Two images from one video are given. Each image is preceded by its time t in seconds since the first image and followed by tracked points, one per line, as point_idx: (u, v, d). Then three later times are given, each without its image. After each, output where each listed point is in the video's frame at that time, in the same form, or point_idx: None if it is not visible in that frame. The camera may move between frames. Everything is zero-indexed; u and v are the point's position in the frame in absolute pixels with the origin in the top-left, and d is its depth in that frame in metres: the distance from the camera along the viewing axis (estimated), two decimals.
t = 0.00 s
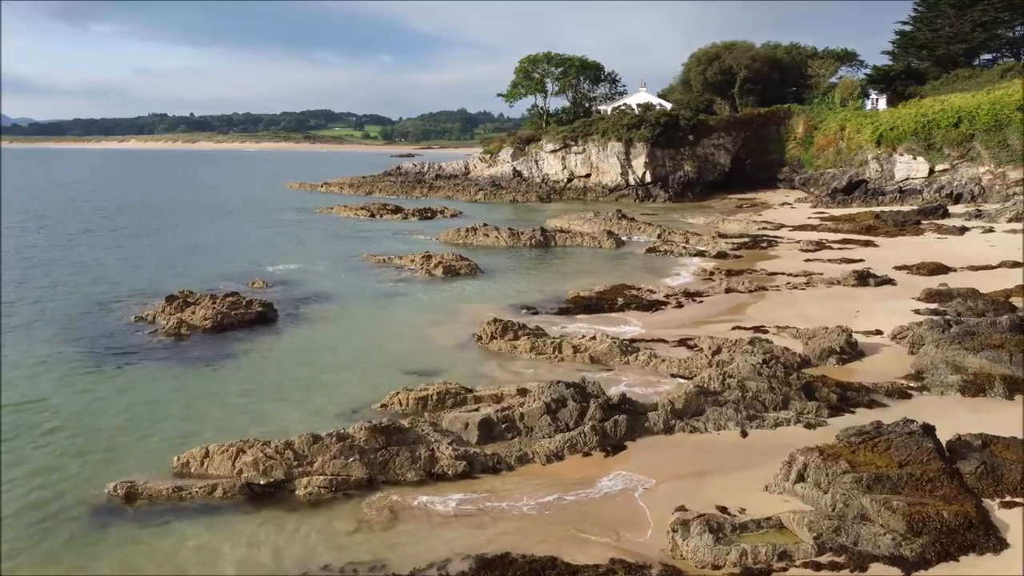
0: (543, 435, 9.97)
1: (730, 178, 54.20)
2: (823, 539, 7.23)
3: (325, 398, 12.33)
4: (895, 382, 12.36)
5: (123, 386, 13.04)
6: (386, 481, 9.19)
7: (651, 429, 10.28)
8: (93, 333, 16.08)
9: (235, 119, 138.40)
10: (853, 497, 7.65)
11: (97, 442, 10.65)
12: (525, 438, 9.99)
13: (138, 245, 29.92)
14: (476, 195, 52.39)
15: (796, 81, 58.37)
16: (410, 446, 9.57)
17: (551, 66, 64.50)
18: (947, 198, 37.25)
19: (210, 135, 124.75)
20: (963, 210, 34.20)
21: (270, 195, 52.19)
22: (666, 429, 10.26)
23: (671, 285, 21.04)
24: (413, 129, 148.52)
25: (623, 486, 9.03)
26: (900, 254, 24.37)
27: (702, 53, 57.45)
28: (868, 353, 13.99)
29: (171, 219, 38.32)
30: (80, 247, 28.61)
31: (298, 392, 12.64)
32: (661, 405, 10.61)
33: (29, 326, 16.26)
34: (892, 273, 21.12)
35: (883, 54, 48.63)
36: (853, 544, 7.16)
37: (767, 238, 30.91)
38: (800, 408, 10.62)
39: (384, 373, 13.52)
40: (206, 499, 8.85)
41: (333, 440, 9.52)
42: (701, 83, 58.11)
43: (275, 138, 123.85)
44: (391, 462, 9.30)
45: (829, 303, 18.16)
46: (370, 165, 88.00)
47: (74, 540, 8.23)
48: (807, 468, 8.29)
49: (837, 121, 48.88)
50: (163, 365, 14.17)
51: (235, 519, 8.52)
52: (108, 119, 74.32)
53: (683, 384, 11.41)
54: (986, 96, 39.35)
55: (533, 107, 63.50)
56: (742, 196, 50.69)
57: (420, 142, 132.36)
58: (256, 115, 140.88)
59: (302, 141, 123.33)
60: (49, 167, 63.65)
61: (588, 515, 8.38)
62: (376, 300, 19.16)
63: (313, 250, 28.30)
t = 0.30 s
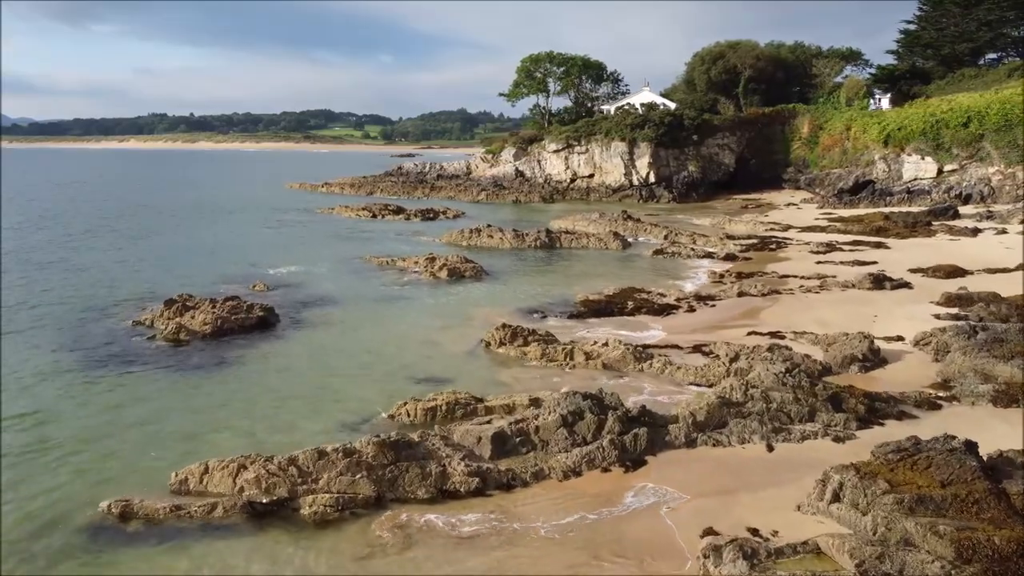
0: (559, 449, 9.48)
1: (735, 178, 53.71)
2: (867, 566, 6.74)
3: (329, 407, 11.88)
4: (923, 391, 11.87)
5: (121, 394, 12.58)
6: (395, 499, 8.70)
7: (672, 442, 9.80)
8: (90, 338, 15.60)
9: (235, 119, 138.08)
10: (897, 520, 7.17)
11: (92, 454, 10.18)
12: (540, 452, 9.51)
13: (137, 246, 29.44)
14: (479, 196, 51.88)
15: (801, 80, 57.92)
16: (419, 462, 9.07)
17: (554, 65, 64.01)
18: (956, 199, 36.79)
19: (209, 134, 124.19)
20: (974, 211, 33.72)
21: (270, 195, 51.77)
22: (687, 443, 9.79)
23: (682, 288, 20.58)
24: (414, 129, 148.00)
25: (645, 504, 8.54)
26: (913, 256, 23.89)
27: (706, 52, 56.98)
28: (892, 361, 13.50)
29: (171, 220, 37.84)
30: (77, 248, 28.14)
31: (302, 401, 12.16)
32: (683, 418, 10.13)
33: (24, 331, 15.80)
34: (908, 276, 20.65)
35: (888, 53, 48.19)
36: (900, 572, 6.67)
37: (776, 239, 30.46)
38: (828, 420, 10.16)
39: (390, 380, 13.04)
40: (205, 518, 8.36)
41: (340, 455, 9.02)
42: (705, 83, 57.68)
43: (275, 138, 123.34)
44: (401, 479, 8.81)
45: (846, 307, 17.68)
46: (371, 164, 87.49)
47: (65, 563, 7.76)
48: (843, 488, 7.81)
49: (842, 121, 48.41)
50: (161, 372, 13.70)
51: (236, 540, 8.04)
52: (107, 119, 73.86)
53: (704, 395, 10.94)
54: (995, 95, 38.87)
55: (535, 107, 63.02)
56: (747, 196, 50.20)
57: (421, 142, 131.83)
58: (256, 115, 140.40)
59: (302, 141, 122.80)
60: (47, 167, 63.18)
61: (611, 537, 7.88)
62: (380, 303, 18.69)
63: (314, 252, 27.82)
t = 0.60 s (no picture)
0: (576, 465, 9.02)
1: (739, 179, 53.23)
2: None
3: (333, 417, 11.44)
4: (951, 401, 11.42)
5: (118, 404, 12.15)
6: (404, 519, 8.23)
7: (694, 457, 9.34)
8: (86, 345, 15.16)
9: (235, 119, 137.52)
10: (945, 546, 6.72)
11: (86, 468, 9.74)
12: (556, 468, 9.04)
13: (135, 248, 28.97)
14: (481, 197, 51.37)
15: (806, 80, 57.41)
16: (429, 479, 8.59)
17: (556, 65, 63.48)
18: (965, 200, 36.33)
19: (209, 134, 123.58)
20: (984, 212, 33.26)
21: (270, 196, 51.31)
22: (709, 458, 9.33)
23: (692, 291, 20.14)
24: (415, 129, 147.41)
25: (668, 523, 8.07)
26: (926, 259, 23.44)
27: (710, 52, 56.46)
28: (916, 369, 13.05)
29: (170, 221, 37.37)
30: (75, 249, 27.66)
31: (304, 411, 11.70)
32: (705, 431, 9.68)
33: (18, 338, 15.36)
34: (923, 279, 20.22)
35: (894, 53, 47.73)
36: None
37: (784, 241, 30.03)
38: (856, 433, 9.71)
39: (395, 389, 12.59)
40: (204, 539, 7.90)
41: (346, 472, 8.55)
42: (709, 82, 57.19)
43: (275, 138, 122.76)
44: (411, 497, 8.34)
45: (862, 312, 17.25)
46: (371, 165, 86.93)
47: None
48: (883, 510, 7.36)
49: (848, 121, 47.92)
50: (158, 380, 13.25)
51: (236, 563, 7.59)
52: (106, 119, 73.34)
53: (726, 406, 10.49)
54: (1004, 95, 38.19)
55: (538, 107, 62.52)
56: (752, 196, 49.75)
57: (421, 142, 131.14)
58: (256, 115, 139.86)
59: (302, 141, 122.20)
60: (46, 168, 62.67)
61: (636, 561, 7.42)
62: (384, 307, 18.23)
63: (316, 253, 27.35)
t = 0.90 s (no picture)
0: (594, 481, 8.57)
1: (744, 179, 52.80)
2: None
3: (337, 429, 11.01)
4: (980, 412, 10.97)
5: (113, 415, 11.70)
6: (414, 540, 7.77)
7: (716, 473, 8.89)
8: (81, 352, 14.71)
9: (235, 119, 137.08)
10: None
11: (80, 484, 9.30)
12: (573, 484, 8.59)
13: (133, 249, 28.51)
14: (483, 198, 50.91)
15: (810, 79, 56.95)
16: (440, 497, 8.14)
17: (558, 64, 63.01)
18: (974, 200, 35.91)
19: (208, 135, 123.07)
20: (994, 212, 32.84)
21: (271, 197, 50.91)
22: (734, 473, 8.89)
23: (702, 295, 19.72)
24: (415, 129, 146.94)
25: (693, 544, 7.61)
26: (940, 261, 22.99)
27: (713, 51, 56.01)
28: (940, 377, 12.62)
29: (170, 223, 36.93)
30: (72, 250, 27.20)
31: (307, 422, 11.27)
32: (728, 445, 9.24)
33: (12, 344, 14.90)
34: (939, 282, 19.80)
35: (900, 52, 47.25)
36: None
37: (792, 242, 29.62)
38: (886, 447, 9.29)
39: (401, 398, 12.15)
40: (201, 564, 7.45)
41: (352, 491, 8.08)
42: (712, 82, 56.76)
43: (275, 138, 122.26)
44: (420, 517, 7.89)
45: (879, 316, 16.81)
46: (372, 165, 86.45)
47: None
48: (928, 531, 6.92)
49: (853, 121, 47.50)
50: (156, 388, 12.81)
51: None
52: (105, 119, 72.89)
53: (748, 417, 10.06)
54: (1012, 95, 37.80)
55: (539, 107, 62.10)
56: (756, 197, 49.35)
57: (422, 142, 130.79)
58: (256, 115, 139.42)
59: (302, 142, 121.71)
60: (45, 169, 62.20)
61: None
62: (388, 312, 17.81)
63: (317, 256, 26.90)
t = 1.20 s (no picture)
0: (613, 498, 8.14)
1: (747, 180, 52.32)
2: None
3: (341, 440, 10.60)
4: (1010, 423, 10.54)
5: (108, 425, 11.26)
6: (424, 562, 7.33)
7: (740, 489, 8.47)
8: (76, 358, 14.27)
9: (235, 119, 136.59)
10: None
11: (71, 500, 8.87)
12: (590, 501, 8.16)
13: (131, 251, 28.07)
14: (485, 198, 50.47)
15: (815, 79, 56.49)
16: (451, 517, 7.70)
17: (559, 64, 62.55)
18: (982, 201, 35.49)
19: (208, 135, 122.57)
20: (1004, 213, 32.42)
21: (271, 197, 50.47)
22: (758, 489, 8.46)
23: (712, 298, 19.29)
24: (415, 129, 146.45)
25: (720, 567, 7.17)
26: (953, 263, 22.52)
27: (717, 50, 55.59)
28: (965, 385, 12.19)
29: (169, 224, 36.49)
30: (69, 252, 26.76)
31: (310, 434, 10.84)
32: (752, 460, 8.83)
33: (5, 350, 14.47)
34: (954, 285, 19.38)
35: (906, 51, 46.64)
36: None
37: (800, 243, 29.20)
38: (917, 461, 8.88)
39: (406, 407, 11.74)
40: None
41: (358, 510, 7.64)
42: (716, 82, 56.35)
43: (274, 138, 121.76)
44: (431, 538, 7.45)
45: (896, 320, 16.37)
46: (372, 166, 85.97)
47: None
48: (974, 557, 6.74)
49: (859, 121, 47.03)
50: (153, 396, 12.37)
51: None
52: (104, 119, 72.44)
53: (771, 429, 9.66)
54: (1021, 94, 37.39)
55: (541, 107, 61.67)
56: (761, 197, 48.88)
57: (422, 142, 130.30)
58: (255, 116, 138.96)
59: (302, 142, 121.20)
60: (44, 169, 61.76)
61: None
62: (391, 316, 17.37)
63: (318, 257, 26.47)
